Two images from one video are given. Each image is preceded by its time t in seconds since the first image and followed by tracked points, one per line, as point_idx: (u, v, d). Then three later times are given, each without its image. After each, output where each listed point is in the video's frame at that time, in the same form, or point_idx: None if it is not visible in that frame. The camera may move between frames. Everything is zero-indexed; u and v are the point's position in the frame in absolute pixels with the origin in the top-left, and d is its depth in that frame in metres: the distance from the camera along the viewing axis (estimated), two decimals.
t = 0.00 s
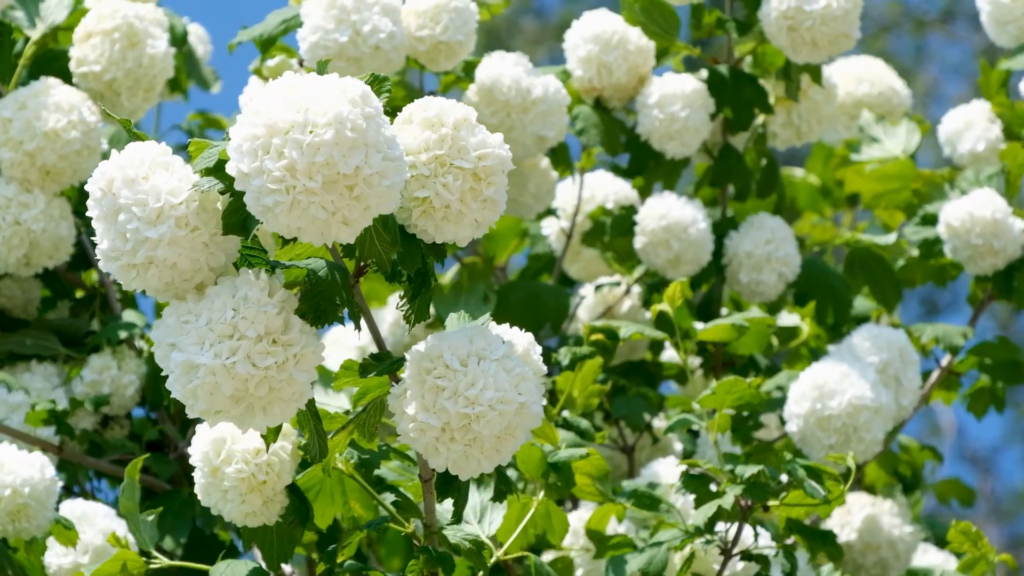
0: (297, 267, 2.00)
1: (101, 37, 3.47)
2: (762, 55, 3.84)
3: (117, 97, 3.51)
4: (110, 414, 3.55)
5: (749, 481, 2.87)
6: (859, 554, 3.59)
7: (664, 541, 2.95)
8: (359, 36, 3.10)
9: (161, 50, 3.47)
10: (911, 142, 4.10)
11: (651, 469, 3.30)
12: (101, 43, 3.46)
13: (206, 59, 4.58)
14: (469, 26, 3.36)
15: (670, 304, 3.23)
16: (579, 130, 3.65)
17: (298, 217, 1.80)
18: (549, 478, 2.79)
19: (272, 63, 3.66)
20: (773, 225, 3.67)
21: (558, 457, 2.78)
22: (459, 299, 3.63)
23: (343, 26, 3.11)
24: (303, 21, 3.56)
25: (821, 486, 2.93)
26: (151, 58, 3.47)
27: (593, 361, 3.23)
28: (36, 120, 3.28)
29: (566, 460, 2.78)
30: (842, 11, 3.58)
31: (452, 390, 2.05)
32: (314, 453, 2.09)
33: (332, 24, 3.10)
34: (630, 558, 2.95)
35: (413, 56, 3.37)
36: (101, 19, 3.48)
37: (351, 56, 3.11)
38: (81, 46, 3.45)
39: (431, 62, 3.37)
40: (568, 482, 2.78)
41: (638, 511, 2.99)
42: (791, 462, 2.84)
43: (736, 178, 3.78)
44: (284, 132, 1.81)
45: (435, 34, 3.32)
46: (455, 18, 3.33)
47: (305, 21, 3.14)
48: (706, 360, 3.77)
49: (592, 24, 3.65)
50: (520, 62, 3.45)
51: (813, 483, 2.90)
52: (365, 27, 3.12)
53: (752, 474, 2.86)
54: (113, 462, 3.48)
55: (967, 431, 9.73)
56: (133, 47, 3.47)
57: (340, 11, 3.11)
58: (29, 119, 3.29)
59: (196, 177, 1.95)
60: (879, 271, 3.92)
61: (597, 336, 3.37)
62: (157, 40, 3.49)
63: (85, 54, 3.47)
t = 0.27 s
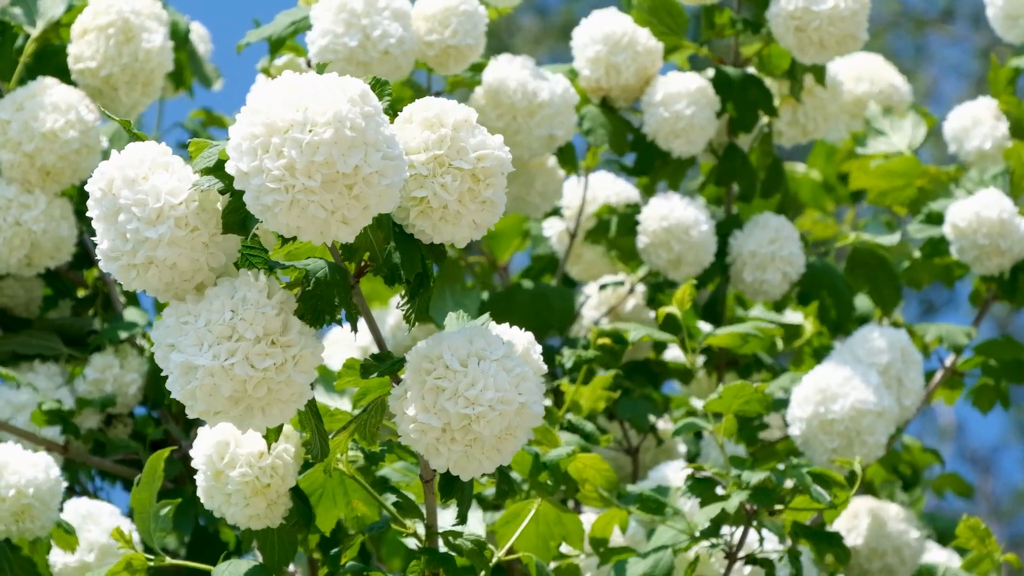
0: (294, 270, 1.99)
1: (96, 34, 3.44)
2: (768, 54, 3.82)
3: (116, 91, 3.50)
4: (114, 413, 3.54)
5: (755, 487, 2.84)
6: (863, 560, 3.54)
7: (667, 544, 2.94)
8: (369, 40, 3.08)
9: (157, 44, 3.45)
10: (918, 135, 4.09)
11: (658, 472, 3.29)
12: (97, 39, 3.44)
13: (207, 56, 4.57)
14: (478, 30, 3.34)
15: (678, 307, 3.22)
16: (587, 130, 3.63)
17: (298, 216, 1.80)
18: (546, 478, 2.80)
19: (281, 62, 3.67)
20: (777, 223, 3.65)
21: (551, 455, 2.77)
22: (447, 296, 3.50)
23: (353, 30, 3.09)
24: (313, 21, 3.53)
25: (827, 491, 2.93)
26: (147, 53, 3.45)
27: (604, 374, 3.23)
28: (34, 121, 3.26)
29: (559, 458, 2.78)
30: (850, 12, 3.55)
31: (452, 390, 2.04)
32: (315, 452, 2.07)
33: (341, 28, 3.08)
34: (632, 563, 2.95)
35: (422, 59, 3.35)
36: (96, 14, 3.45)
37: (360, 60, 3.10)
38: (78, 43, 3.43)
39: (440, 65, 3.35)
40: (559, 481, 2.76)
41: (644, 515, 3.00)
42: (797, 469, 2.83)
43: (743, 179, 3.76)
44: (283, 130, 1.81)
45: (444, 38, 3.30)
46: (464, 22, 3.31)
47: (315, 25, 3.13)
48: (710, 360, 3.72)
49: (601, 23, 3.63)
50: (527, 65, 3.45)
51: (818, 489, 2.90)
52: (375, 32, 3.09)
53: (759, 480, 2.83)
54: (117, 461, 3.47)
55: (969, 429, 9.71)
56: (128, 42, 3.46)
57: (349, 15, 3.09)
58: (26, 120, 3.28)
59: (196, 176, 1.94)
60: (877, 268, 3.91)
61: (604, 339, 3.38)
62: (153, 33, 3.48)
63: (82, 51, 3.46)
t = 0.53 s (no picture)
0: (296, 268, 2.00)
1: (94, 28, 3.45)
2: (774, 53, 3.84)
3: (117, 84, 3.50)
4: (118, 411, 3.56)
5: (759, 490, 2.85)
6: (871, 565, 3.52)
7: (673, 546, 2.93)
8: (376, 44, 3.08)
9: (154, 35, 3.45)
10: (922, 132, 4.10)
11: (665, 474, 3.29)
12: (94, 33, 3.45)
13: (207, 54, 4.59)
14: (486, 33, 3.35)
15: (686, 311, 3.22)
16: (594, 130, 3.65)
17: (302, 214, 1.80)
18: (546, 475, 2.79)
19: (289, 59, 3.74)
20: (780, 219, 3.67)
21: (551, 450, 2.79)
22: (447, 295, 3.45)
23: (361, 34, 3.09)
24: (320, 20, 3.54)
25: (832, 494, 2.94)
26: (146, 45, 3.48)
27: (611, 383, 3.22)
28: (34, 121, 3.27)
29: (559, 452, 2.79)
30: (859, 14, 3.56)
31: (452, 389, 2.05)
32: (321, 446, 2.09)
33: (349, 31, 3.09)
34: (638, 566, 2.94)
35: (429, 62, 3.36)
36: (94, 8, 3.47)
37: (368, 63, 3.11)
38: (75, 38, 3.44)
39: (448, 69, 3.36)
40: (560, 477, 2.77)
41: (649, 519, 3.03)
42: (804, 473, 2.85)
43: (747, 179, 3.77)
44: (289, 129, 1.81)
45: (452, 41, 3.31)
46: (473, 26, 3.32)
47: (323, 27, 3.14)
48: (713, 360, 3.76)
49: (608, 23, 3.64)
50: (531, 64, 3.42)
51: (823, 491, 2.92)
52: (383, 35, 3.10)
53: (763, 484, 2.84)
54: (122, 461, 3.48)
55: (970, 429, 9.70)
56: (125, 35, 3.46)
57: (357, 18, 3.10)
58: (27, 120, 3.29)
59: (199, 175, 1.95)
60: (879, 266, 3.97)
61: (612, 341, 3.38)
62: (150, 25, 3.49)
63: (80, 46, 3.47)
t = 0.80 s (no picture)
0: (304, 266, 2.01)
1: (94, 21, 3.44)
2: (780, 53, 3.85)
3: (120, 77, 3.50)
4: (123, 409, 3.57)
5: (765, 487, 2.83)
6: (882, 570, 3.54)
7: (677, 546, 2.90)
8: (385, 45, 3.09)
9: (153, 24, 3.43)
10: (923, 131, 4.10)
11: (673, 474, 3.30)
12: (95, 26, 3.44)
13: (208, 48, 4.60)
14: (495, 35, 3.35)
15: (694, 313, 3.22)
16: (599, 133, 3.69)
17: (311, 212, 1.80)
18: (551, 468, 2.78)
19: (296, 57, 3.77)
20: (784, 216, 3.68)
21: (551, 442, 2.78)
22: (460, 297, 3.52)
23: (369, 34, 3.10)
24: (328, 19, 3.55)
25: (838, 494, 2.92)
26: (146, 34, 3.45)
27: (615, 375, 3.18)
28: (38, 119, 3.26)
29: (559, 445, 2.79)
30: (868, 18, 3.57)
31: (456, 385, 2.05)
32: (325, 443, 2.09)
33: (358, 31, 3.10)
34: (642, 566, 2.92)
35: (438, 64, 3.36)
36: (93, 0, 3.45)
37: (376, 63, 3.12)
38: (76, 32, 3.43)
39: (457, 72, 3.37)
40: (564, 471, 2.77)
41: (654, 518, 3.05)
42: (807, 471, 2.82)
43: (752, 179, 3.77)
44: (300, 126, 1.80)
45: (460, 43, 3.31)
46: (482, 27, 3.32)
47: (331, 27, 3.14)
48: (716, 359, 3.76)
49: (613, 21, 3.64)
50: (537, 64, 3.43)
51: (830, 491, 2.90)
52: (391, 37, 3.10)
53: (769, 482, 2.82)
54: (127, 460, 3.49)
55: (970, 429, 9.70)
56: (126, 26, 3.45)
57: (366, 19, 3.10)
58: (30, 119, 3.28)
59: (205, 171, 1.95)
60: (882, 265, 3.94)
61: (617, 340, 3.37)
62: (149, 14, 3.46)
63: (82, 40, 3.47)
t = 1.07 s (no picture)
0: (310, 261, 1.98)
1: (95, 18, 3.42)
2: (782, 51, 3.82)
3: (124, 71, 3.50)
4: (126, 408, 3.56)
5: (767, 483, 2.84)
6: (888, 572, 3.54)
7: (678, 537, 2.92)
8: (391, 43, 3.09)
9: (154, 18, 3.42)
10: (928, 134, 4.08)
11: (678, 475, 3.29)
12: (96, 23, 3.43)
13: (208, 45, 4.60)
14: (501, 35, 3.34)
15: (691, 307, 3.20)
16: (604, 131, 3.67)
17: (320, 207, 1.79)
18: (551, 466, 2.77)
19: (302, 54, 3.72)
20: (789, 218, 3.68)
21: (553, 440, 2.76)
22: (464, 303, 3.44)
23: (376, 32, 3.10)
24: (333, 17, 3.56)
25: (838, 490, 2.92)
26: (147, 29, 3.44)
27: (617, 368, 3.15)
28: (42, 118, 3.26)
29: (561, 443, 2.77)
30: (873, 17, 3.57)
31: (463, 381, 2.04)
32: (328, 443, 2.07)
33: (364, 29, 3.10)
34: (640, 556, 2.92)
35: (443, 62, 3.37)
36: None
37: (382, 61, 3.12)
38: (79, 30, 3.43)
39: (463, 72, 3.38)
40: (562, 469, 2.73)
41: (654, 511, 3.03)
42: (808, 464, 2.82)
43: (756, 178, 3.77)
44: (310, 122, 1.80)
45: (466, 41, 3.31)
46: (488, 26, 3.31)
47: (338, 25, 3.14)
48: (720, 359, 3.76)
49: (615, 21, 3.65)
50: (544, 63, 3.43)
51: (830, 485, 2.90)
52: (398, 34, 3.11)
53: (772, 476, 2.83)
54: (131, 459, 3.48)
55: (970, 430, 9.69)
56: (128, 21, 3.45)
57: (373, 16, 3.11)
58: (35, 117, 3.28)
59: (214, 165, 1.95)
60: (888, 263, 3.92)
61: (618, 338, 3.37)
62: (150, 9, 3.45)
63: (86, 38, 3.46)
